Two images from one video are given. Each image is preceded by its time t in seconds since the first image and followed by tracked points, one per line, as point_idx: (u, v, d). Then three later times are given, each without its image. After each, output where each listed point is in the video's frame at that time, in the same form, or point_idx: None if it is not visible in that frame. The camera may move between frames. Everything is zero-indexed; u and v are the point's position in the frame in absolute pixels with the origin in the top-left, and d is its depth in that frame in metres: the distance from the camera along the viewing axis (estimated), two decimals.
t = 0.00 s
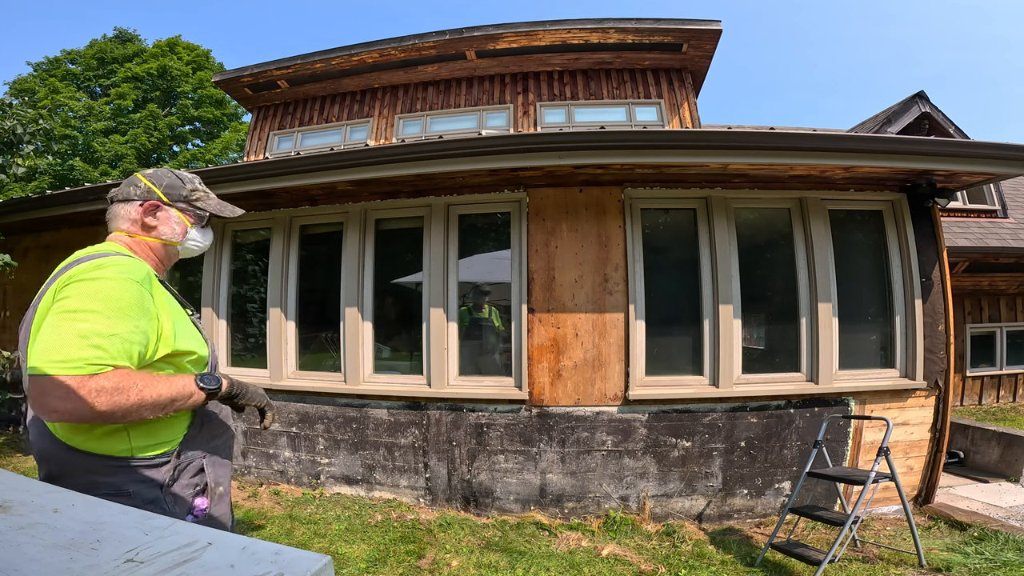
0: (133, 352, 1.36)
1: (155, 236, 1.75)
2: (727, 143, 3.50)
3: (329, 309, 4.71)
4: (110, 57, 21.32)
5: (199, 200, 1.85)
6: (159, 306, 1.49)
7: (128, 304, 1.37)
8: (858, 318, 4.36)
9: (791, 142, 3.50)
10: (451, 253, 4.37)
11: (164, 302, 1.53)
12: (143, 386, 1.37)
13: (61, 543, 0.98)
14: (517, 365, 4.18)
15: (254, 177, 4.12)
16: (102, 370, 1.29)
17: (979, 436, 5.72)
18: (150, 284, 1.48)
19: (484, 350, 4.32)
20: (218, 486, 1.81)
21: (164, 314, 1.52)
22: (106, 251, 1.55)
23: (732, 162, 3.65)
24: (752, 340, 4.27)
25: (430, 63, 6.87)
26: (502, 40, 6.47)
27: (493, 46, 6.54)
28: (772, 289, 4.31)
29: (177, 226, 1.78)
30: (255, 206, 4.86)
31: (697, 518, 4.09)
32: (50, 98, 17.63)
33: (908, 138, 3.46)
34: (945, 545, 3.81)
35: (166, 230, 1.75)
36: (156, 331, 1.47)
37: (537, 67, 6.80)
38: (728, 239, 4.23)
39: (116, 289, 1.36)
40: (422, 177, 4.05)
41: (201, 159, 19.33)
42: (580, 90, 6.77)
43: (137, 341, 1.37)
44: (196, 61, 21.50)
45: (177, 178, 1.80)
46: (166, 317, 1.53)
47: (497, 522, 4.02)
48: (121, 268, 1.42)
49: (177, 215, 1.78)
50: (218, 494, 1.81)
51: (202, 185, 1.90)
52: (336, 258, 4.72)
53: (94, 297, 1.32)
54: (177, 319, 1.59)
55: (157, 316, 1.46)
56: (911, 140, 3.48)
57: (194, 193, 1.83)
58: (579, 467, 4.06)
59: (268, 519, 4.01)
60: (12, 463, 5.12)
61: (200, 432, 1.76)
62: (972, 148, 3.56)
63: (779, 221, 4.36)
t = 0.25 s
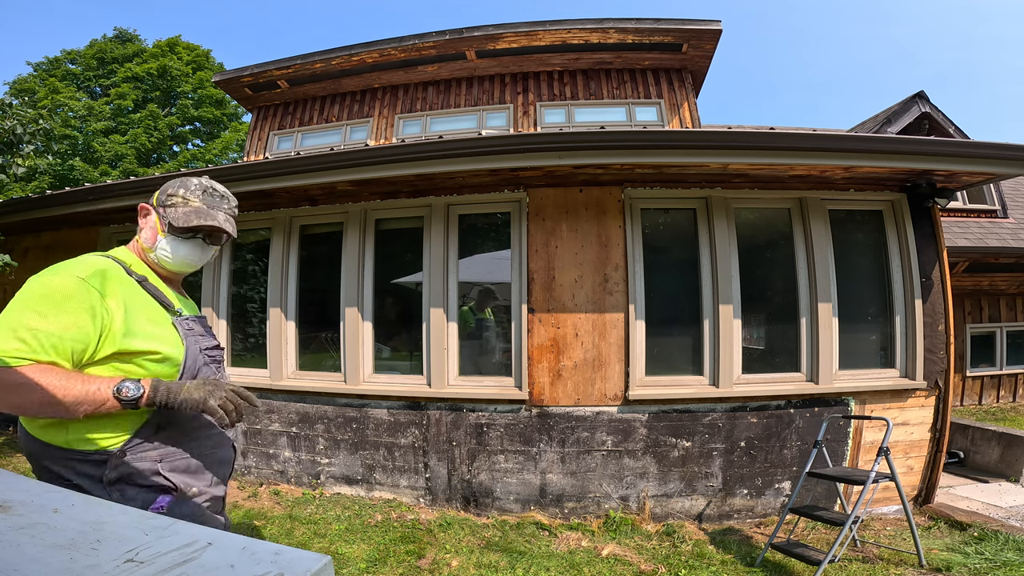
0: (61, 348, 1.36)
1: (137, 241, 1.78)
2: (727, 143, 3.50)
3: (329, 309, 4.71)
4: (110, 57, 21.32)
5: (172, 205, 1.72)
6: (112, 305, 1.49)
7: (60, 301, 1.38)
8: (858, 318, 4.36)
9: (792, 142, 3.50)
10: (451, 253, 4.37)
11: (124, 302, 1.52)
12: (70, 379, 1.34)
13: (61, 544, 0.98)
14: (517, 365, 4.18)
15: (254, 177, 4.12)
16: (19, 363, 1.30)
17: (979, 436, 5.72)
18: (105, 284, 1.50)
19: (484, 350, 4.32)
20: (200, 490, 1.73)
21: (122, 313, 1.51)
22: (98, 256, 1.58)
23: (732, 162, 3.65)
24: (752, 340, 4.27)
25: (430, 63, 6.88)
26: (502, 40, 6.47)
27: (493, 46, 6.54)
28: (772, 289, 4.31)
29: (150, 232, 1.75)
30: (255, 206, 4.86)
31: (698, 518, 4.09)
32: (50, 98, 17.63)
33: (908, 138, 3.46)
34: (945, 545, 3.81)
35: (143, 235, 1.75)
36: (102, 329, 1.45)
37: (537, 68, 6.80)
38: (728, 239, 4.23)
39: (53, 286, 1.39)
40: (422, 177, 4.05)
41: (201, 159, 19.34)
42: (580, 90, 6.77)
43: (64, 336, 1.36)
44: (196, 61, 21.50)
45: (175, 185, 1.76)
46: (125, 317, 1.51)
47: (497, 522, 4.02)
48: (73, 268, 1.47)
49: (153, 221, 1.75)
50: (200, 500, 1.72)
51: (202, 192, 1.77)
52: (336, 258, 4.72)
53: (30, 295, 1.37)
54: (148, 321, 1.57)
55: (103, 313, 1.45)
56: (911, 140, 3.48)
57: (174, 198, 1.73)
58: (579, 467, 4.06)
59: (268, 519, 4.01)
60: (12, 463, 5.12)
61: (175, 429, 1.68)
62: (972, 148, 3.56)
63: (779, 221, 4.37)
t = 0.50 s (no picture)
0: (22, 350, 1.25)
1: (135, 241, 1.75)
2: (727, 143, 3.50)
3: (329, 309, 4.71)
4: (110, 57, 21.33)
5: (145, 196, 1.64)
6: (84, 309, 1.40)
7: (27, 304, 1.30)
8: (858, 318, 4.36)
9: (791, 142, 3.50)
10: (451, 253, 4.37)
11: (100, 306, 1.43)
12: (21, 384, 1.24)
13: (61, 544, 0.98)
14: (517, 365, 4.18)
15: (254, 177, 4.12)
16: None
17: (979, 436, 5.72)
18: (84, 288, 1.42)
19: (484, 351, 4.32)
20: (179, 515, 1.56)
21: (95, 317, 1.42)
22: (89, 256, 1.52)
23: (732, 162, 3.65)
24: (752, 340, 4.27)
25: (430, 63, 6.88)
26: (502, 40, 6.47)
27: (493, 46, 6.54)
28: (772, 289, 4.31)
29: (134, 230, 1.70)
30: (255, 206, 4.86)
31: (698, 518, 4.09)
32: (50, 98, 17.63)
33: (908, 138, 3.46)
34: (945, 545, 3.81)
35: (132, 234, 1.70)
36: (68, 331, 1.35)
37: (537, 68, 6.80)
38: (728, 239, 4.23)
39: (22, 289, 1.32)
40: (422, 177, 4.05)
41: (201, 159, 19.34)
42: (580, 90, 6.77)
43: (28, 339, 1.27)
44: (196, 61, 21.50)
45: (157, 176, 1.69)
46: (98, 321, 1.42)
47: (497, 522, 4.02)
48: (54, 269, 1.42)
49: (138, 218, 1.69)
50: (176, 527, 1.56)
51: (175, 178, 1.66)
52: (336, 258, 4.72)
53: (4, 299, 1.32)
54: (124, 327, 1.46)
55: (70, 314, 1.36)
56: (911, 140, 3.48)
57: (149, 188, 1.64)
58: (579, 467, 4.06)
59: (268, 519, 4.01)
60: (13, 462, 5.12)
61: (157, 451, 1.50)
62: (972, 148, 3.56)
63: (779, 221, 4.37)
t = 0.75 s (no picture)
0: None
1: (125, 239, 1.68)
2: (727, 142, 3.50)
3: (329, 309, 4.71)
4: (110, 57, 21.33)
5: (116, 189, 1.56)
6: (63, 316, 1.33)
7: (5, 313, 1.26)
8: (858, 318, 4.36)
9: (791, 142, 3.50)
10: (451, 253, 4.37)
11: (81, 311, 1.36)
12: None
13: (61, 544, 0.98)
14: (517, 365, 4.18)
15: (254, 177, 4.12)
16: None
17: (979, 436, 5.72)
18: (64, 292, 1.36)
19: (484, 351, 4.32)
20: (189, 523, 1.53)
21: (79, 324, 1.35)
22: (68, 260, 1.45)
23: (732, 162, 3.65)
24: (752, 340, 4.27)
25: (430, 63, 6.88)
26: (502, 40, 6.47)
27: (493, 46, 6.54)
28: (772, 289, 4.31)
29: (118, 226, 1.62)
30: (255, 206, 4.86)
31: (698, 518, 4.09)
32: (50, 97, 17.63)
33: (908, 138, 3.46)
34: (946, 545, 3.81)
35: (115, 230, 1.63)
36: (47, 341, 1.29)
37: (537, 68, 6.79)
38: (728, 239, 4.23)
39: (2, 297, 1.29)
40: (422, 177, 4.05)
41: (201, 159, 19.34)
42: (580, 90, 6.77)
43: None
44: (196, 61, 21.50)
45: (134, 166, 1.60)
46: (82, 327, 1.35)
47: (497, 522, 4.02)
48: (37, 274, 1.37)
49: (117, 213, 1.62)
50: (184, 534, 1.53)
51: (142, 168, 1.55)
52: (336, 258, 4.71)
53: None
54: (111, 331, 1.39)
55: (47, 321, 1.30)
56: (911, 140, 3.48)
57: (118, 181, 1.55)
58: (579, 467, 4.06)
59: (268, 519, 4.01)
60: (13, 462, 5.13)
61: (160, 460, 1.45)
62: (972, 148, 3.56)
63: (779, 221, 4.37)
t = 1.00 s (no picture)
0: None
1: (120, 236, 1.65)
2: (727, 142, 3.50)
3: (330, 309, 4.71)
4: (110, 57, 21.33)
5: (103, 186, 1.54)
6: (60, 325, 1.27)
7: (3, 323, 1.22)
8: (858, 318, 4.36)
9: (791, 142, 3.50)
10: (451, 254, 4.37)
11: (77, 320, 1.30)
12: None
13: (61, 543, 0.98)
14: (517, 365, 4.18)
15: (254, 177, 4.12)
16: None
17: (979, 436, 5.72)
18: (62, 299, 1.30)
19: (484, 351, 4.32)
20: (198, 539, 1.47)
21: (75, 333, 1.29)
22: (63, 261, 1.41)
23: (732, 162, 3.65)
24: (752, 340, 4.27)
25: (430, 63, 6.88)
26: (502, 40, 6.47)
27: (493, 46, 6.54)
28: (772, 289, 4.31)
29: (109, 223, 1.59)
30: (255, 206, 4.86)
31: (698, 518, 4.09)
32: (50, 98, 17.63)
33: (908, 138, 3.46)
34: (945, 545, 3.81)
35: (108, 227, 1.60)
36: (44, 352, 1.24)
37: (537, 68, 6.80)
38: (728, 239, 4.23)
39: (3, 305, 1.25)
40: (422, 177, 4.05)
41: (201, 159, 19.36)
42: (580, 90, 6.77)
43: None
44: (196, 61, 21.49)
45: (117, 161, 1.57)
46: (78, 337, 1.29)
47: (497, 522, 4.02)
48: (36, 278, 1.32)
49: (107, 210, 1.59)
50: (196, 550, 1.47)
51: (125, 161, 1.52)
52: (336, 258, 4.71)
53: None
54: (108, 340, 1.33)
55: (43, 331, 1.24)
56: (911, 139, 3.48)
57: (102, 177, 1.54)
58: (579, 467, 4.06)
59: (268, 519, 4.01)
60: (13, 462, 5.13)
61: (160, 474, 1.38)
62: (972, 148, 3.56)
63: (779, 221, 4.37)
